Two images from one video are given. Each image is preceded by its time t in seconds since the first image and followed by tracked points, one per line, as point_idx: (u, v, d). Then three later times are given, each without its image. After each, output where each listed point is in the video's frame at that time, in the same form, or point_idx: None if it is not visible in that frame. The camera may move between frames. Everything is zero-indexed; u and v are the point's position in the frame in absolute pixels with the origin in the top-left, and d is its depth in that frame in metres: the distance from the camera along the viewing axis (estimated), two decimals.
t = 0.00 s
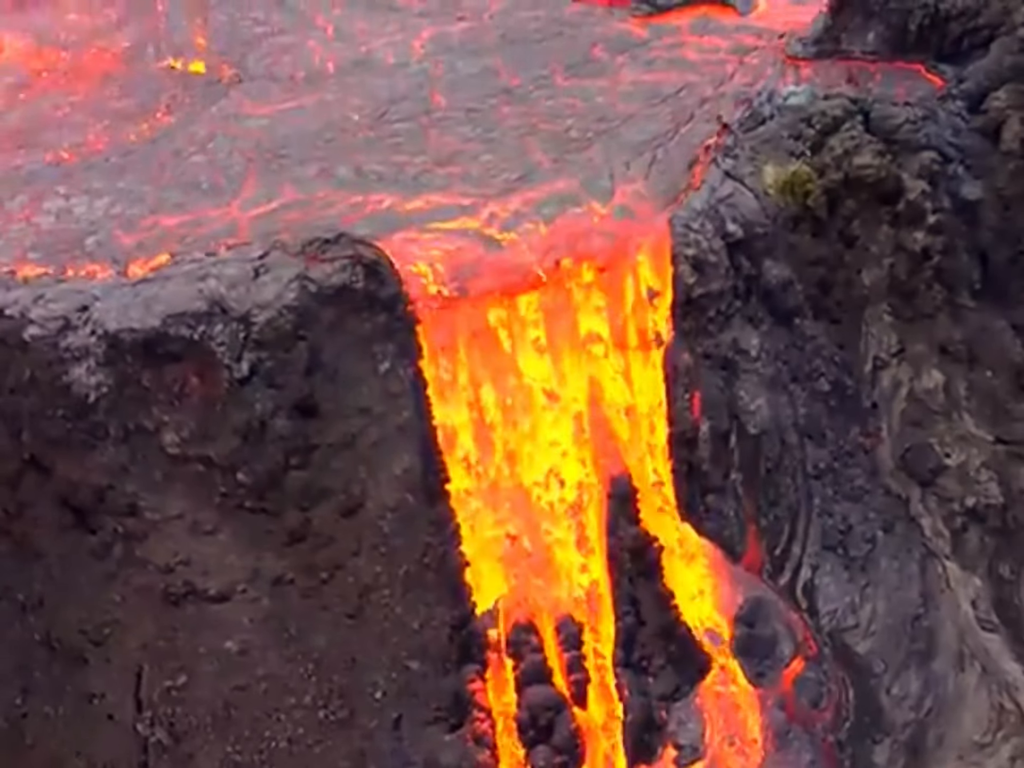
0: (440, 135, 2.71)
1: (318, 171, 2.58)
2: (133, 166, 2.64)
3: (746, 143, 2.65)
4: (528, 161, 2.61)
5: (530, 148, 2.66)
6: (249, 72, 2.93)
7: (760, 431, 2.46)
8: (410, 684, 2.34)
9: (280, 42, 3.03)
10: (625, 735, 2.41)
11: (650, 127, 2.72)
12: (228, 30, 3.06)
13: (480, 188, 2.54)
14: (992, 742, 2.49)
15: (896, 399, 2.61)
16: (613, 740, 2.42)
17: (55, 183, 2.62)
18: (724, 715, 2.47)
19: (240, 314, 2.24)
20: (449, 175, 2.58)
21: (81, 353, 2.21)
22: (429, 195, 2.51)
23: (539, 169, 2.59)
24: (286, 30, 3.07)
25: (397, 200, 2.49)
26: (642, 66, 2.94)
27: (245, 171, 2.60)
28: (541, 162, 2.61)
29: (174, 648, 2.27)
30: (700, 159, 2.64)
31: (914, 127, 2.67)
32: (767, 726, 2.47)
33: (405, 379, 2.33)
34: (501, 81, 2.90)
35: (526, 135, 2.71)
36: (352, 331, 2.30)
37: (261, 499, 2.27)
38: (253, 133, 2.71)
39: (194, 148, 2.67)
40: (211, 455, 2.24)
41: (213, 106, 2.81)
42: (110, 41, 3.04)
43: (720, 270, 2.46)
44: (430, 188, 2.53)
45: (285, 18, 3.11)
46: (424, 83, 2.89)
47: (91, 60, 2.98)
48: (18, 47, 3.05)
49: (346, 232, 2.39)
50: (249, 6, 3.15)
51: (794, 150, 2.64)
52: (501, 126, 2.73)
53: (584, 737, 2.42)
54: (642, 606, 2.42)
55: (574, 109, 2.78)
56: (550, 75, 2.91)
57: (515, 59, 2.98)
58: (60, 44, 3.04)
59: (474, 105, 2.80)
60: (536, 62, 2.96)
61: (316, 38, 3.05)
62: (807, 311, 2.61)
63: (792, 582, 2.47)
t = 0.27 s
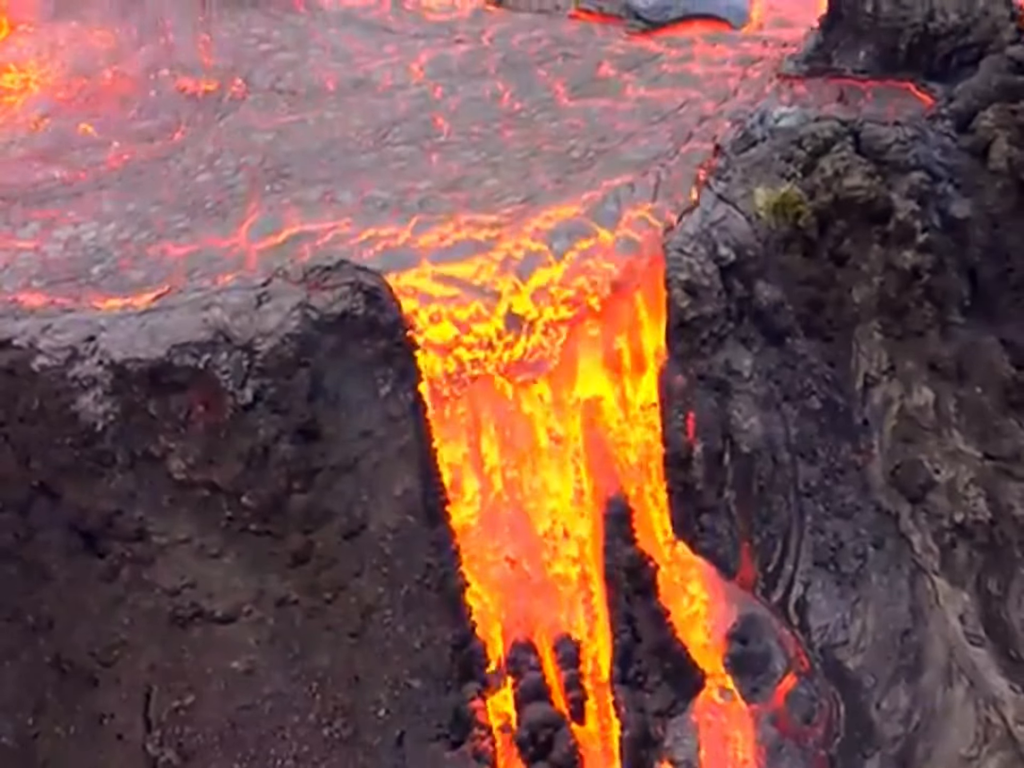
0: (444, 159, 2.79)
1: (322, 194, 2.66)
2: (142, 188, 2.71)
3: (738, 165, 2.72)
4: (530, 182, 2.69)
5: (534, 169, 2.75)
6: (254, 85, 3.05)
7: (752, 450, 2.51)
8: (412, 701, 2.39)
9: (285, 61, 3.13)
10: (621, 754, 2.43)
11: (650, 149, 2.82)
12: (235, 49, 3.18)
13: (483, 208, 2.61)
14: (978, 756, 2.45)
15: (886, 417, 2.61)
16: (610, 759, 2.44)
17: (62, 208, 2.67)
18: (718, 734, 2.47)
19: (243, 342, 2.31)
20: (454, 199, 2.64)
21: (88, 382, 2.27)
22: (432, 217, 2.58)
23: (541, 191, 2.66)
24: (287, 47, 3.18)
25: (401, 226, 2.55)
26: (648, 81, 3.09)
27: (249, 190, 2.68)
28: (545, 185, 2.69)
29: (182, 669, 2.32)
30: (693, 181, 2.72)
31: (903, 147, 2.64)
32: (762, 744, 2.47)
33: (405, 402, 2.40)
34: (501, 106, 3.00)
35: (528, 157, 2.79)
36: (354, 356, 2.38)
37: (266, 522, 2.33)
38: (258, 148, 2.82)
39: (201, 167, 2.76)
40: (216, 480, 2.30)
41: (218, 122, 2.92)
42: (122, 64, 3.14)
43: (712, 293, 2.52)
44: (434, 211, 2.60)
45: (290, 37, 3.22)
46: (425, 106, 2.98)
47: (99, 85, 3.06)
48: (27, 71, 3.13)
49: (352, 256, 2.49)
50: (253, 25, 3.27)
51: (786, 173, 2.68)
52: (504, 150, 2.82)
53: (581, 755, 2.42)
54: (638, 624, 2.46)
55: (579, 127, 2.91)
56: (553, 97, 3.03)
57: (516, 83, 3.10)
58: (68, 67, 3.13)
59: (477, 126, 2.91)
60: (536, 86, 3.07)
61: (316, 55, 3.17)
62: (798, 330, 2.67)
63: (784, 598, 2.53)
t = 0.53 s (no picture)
0: (452, 172, 2.80)
1: (332, 206, 2.67)
2: (155, 198, 2.71)
3: (736, 180, 2.77)
4: (532, 199, 2.70)
5: (536, 184, 2.75)
6: (270, 91, 3.07)
7: (748, 461, 2.59)
8: (415, 707, 2.45)
9: (294, 65, 3.17)
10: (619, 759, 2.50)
11: (653, 165, 2.82)
12: (243, 53, 3.20)
13: (487, 223, 2.64)
14: (966, 761, 2.60)
15: (880, 428, 2.69)
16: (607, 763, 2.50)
17: (71, 217, 2.65)
18: (713, 739, 2.53)
19: (251, 357, 2.37)
20: (459, 217, 2.65)
21: (100, 397, 2.32)
22: (435, 234, 2.60)
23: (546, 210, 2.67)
24: (297, 52, 3.23)
25: (409, 247, 2.57)
26: (658, 91, 3.17)
27: (261, 203, 2.69)
28: (554, 208, 2.68)
29: (191, 676, 2.39)
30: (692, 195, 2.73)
31: (896, 164, 2.83)
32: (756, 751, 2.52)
33: (409, 415, 2.46)
34: (508, 115, 3.03)
35: (531, 170, 2.81)
36: (360, 370, 2.45)
37: (273, 532, 2.40)
38: (271, 156, 2.83)
39: (214, 175, 2.77)
40: (225, 491, 2.36)
41: (232, 129, 2.93)
42: (135, 66, 3.10)
43: (709, 308, 2.58)
44: (438, 228, 2.61)
45: (299, 42, 3.27)
46: (430, 113, 3.02)
47: (110, 84, 3.03)
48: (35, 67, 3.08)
49: (353, 271, 2.51)
50: (262, 29, 3.32)
51: (783, 188, 2.75)
52: (508, 161, 2.84)
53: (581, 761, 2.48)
54: (635, 632, 2.51)
55: (584, 137, 2.93)
56: (560, 106, 3.07)
57: (523, 96, 3.12)
58: (78, 65, 3.08)
59: (483, 135, 2.95)
60: (541, 96, 3.12)
61: (325, 58, 3.23)
62: (794, 344, 2.71)
63: (779, 607, 2.60)
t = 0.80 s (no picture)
0: (457, 166, 2.87)
1: (342, 204, 2.73)
2: (167, 195, 2.76)
3: (737, 183, 2.83)
4: (537, 203, 2.76)
5: (539, 186, 2.82)
6: (286, 87, 3.10)
7: (746, 462, 2.64)
8: (418, 700, 2.52)
9: (308, 55, 3.20)
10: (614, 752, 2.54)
11: (655, 169, 2.88)
12: (253, 40, 3.24)
13: (492, 225, 2.70)
14: (953, 758, 2.65)
15: (875, 428, 2.73)
16: (602, 756, 2.54)
17: (83, 212, 2.71)
18: (708, 733, 2.57)
19: (259, 357, 2.42)
20: (463, 217, 2.72)
21: (111, 395, 2.38)
22: (441, 236, 2.67)
23: (550, 214, 2.73)
24: (309, 41, 3.25)
25: (414, 247, 2.63)
26: (667, 88, 3.20)
27: (272, 202, 2.74)
28: (559, 213, 2.74)
29: (200, 667, 2.45)
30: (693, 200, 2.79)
31: (897, 167, 2.87)
32: (751, 746, 2.56)
33: (413, 414, 2.52)
34: (515, 108, 3.08)
35: (535, 169, 2.87)
36: (366, 369, 2.50)
37: (280, 528, 2.45)
38: (288, 152, 2.88)
39: (228, 175, 2.81)
40: (233, 488, 2.42)
41: (249, 127, 2.96)
42: (143, 57, 3.14)
43: (710, 311, 2.62)
44: (443, 229, 2.68)
45: (310, 29, 3.30)
46: (441, 103, 3.08)
47: (125, 77, 3.08)
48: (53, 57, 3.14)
49: (360, 271, 2.56)
50: (272, 16, 3.33)
51: (784, 191, 2.80)
52: (513, 158, 2.90)
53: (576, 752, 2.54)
54: (632, 629, 2.56)
55: (586, 136, 2.99)
56: (567, 99, 3.11)
57: (529, 89, 3.16)
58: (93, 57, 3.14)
59: (490, 131, 2.99)
60: (550, 89, 3.16)
61: (337, 47, 3.25)
62: (792, 346, 2.77)
63: (773, 604, 2.65)
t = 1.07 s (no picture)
0: (466, 158, 2.91)
1: (352, 196, 2.79)
2: (179, 191, 2.81)
3: (738, 182, 2.86)
4: (540, 199, 2.81)
5: (543, 180, 2.86)
6: (300, 77, 3.13)
7: (742, 458, 2.70)
8: (420, 688, 2.59)
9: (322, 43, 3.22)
10: (611, 739, 2.64)
11: (656, 166, 2.90)
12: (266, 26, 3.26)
13: (495, 221, 2.74)
14: (939, 750, 2.68)
15: (870, 425, 2.80)
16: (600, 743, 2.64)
17: (99, 205, 2.79)
18: (702, 722, 2.67)
19: (267, 352, 2.47)
20: (469, 211, 2.77)
21: (121, 388, 2.43)
22: (446, 231, 2.71)
23: (552, 213, 2.77)
24: (323, 27, 3.27)
25: (418, 242, 2.67)
26: (674, 80, 3.22)
27: (283, 196, 2.79)
28: (560, 212, 2.78)
29: (208, 654, 2.52)
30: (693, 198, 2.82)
31: (896, 167, 2.90)
32: (743, 733, 2.66)
33: (417, 409, 2.57)
34: (528, 93, 3.12)
35: (540, 162, 2.91)
36: (371, 364, 2.55)
37: (286, 519, 2.51)
38: (304, 149, 2.92)
39: (240, 172, 2.85)
40: (241, 480, 2.47)
41: (266, 124, 2.99)
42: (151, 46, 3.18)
43: (709, 309, 2.67)
44: (448, 224, 2.72)
45: (324, 14, 3.31)
46: (453, 90, 3.11)
47: (137, 66, 3.13)
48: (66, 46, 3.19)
49: (363, 266, 2.61)
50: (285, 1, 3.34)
51: (784, 190, 2.84)
52: (520, 150, 2.94)
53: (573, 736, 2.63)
54: (630, 620, 2.65)
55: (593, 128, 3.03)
56: (578, 89, 3.15)
57: (539, 76, 3.19)
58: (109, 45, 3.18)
59: (500, 123, 3.02)
60: (561, 77, 3.19)
61: (350, 33, 3.27)
62: (789, 344, 2.82)
63: (767, 597, 2.73)
